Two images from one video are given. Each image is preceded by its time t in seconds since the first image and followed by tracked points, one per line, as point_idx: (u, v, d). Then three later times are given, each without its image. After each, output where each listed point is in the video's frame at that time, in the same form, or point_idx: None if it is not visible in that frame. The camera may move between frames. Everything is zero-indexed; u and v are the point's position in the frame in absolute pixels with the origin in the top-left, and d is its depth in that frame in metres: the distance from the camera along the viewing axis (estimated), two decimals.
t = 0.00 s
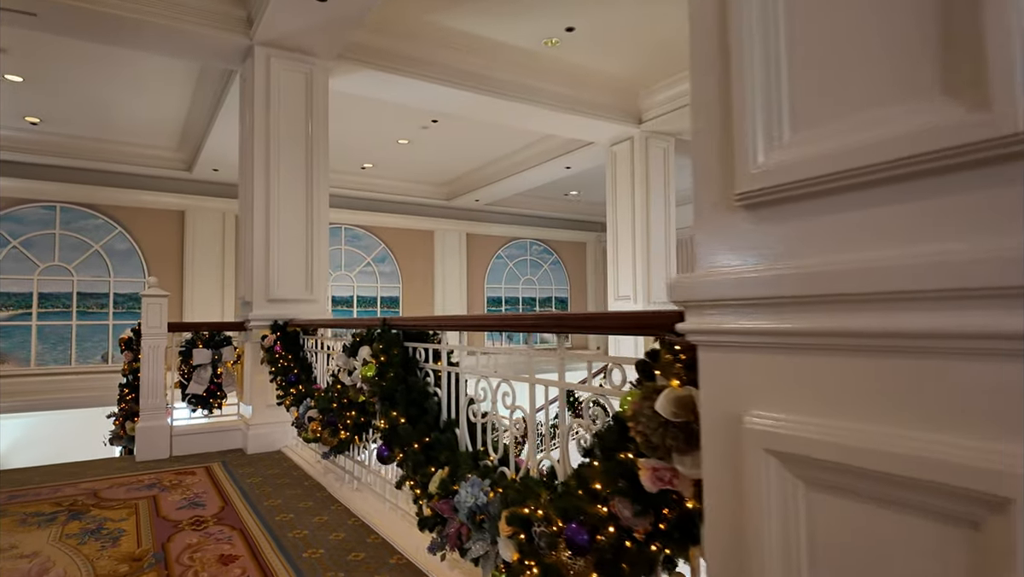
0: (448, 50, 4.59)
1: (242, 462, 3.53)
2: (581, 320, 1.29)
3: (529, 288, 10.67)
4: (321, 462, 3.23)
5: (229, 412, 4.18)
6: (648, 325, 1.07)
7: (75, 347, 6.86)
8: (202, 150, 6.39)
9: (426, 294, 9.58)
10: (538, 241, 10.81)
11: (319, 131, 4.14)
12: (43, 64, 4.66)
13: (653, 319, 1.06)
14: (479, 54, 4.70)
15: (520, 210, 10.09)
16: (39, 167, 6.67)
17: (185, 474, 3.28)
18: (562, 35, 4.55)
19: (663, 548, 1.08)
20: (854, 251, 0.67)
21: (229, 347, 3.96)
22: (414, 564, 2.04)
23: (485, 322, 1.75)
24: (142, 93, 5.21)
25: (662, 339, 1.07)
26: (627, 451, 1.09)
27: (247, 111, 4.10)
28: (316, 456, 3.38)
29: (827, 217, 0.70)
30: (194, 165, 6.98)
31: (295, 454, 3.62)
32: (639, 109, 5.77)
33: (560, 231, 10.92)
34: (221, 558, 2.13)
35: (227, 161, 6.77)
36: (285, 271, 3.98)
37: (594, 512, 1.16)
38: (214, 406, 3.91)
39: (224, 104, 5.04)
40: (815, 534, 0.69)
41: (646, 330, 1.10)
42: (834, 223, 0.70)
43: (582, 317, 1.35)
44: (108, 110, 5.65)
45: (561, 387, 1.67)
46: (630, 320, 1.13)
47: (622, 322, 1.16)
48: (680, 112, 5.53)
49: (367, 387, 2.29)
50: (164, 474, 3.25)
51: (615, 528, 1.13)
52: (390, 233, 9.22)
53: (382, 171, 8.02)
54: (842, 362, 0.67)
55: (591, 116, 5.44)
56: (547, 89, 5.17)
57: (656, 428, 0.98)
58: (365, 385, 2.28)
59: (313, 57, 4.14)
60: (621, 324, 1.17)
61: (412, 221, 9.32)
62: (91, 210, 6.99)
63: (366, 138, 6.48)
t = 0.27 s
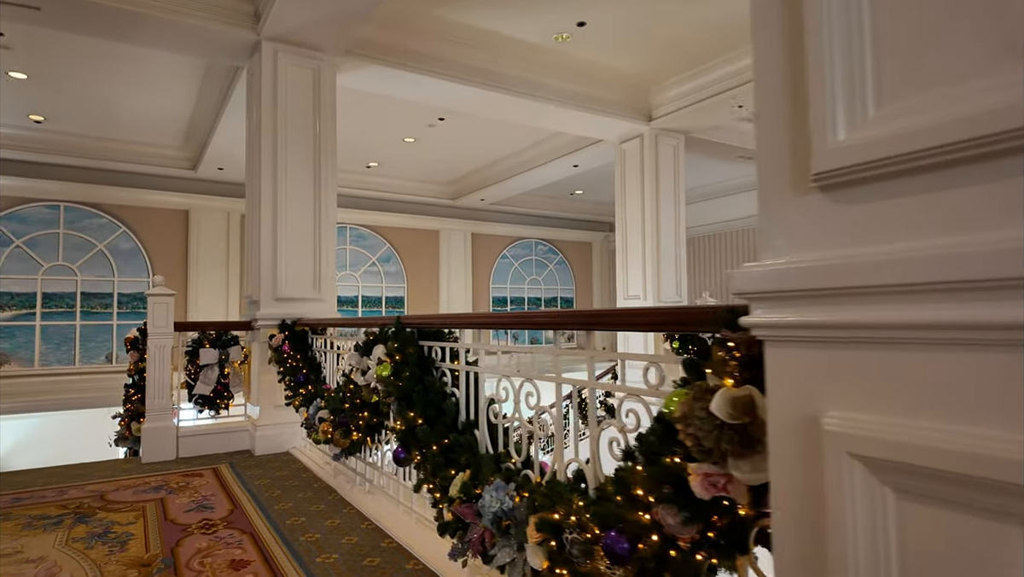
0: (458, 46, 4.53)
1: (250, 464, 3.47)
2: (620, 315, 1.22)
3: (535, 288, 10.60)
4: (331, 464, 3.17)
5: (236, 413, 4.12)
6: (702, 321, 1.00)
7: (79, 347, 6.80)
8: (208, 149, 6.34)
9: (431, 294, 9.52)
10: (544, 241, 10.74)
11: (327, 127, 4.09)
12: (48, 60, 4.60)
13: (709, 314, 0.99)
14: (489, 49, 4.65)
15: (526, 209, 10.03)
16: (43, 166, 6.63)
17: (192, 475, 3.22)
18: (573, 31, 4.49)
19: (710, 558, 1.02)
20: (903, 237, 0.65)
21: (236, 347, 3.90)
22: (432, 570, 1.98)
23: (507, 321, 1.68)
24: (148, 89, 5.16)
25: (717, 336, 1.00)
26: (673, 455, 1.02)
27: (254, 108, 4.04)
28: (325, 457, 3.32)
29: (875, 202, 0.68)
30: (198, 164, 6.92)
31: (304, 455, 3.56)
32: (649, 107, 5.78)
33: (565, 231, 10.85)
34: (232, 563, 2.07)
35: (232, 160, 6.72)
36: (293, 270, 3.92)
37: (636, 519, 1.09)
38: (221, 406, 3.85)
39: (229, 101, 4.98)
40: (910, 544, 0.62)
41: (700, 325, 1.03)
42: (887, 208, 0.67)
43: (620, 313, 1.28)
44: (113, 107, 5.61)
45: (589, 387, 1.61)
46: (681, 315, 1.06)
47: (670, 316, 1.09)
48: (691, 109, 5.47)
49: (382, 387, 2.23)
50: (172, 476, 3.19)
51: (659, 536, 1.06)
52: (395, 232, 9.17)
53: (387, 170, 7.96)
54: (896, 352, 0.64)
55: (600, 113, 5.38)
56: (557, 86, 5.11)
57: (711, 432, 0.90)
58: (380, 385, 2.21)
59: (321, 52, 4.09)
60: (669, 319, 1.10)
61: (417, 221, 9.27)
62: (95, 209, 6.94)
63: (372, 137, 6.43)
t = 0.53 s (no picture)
0: (468, 43, 4.47)
1: (259, 468, 3.41)
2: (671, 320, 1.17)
3: (540, 289, 10.53)
4: (342, 468, 3.11)
5: (243, 416, 4.06)
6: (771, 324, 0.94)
7: (83, 348, 6.74)
8: (213, 148, 6.29)
9: (436, 295, 9.45)
10: (549, 241, 10.67)
11: (335, 126, 4.03)
12: (53, 58, 4.55)
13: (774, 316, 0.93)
14: (499, 47, 4.59)
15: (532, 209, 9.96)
16: (47, 165, 6.57)
17: (200, 480, 3.16)
18: (584, 28, 4.42)
19: None
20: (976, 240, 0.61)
21: (244, 349, 3.84)
22: None
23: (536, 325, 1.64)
24: (153, 87, 5.11)
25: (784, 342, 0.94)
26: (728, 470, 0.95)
27: (261, 106, 3.98)
28: (336, 461, 3.27)
29: (968, 200, 0.62)
30: (203, 164, 6.87)
31: (313, 458, 3.50)
32: (660, 105, 5.71)
33: (571, 231, 10.77)
34: (245, 573, 2.01)
35: (237, 159, 6.66)
36: (301, 270, 3.85)
37: (685, 536, 1.02)
38: (229, 409, 3.79)
39: (236, 100, 4.92)
40: None
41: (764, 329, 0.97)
42: (970, 207, 0.62)
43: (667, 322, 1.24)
44: (119, 106, 5.56)
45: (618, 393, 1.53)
46: (740, 319, 1.01)
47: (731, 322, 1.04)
48: (702, 107, 5.41)
49: (398, 391, 2.16)
50: (179, 481, 3.13)
51: (710, 556, 0.98)
52: (400, 232, 9.11)
53: (393, 170, 7.90)
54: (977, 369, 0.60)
55: (610, 112, 5.33)
56: (566, 83, 5.05)
57: (775, 446, 0.85)
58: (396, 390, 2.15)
59: (329, 49, 4.02)
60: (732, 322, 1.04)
61: (422, 221, 9.21)
62: (99, 209, 6.90)
63: (378, 136, 6.37)
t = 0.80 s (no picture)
0: (476, 39, 4.40)
1: (264, 473, 3.33)
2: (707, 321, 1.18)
3: (544, 289, 10.44)
4: (349, 474, 3.03)
5: (247, 419, 3.98)
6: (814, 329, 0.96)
7: (83, 349, 6.66)
8: (216, 146, 6.21)
9: (439, 295, 9.36)
10: (553, 241, 10.58)
11: (342, 122, 3.96)
12: (53, 54, 4.47)
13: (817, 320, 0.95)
14: (508, 43, 4.52)
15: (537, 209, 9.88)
16: (47, 164, 6.49)
17: (204, 486, 3.09)
18: (594, 23, 4.34)
19: None
20: None
21: (249, 351, 3.77)
22: None
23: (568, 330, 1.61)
24: (154, 84, 5.03)
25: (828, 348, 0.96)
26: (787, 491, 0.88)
27: (266, 104, 3.90)
28: (342, 466, 3.19)
29: None
30: (205, 163, 6.80)
31: (319, 463, 3.43)
32: (670, 103, 5.63)
33: (575, 231, 10.68)
34: None
35: (239, 158, 6.58)
36: (307, 270, 3.78)
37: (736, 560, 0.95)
38: (232, 413, 3.72)
39: (239, 97, 4.84)
40: None
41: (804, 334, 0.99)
42: None
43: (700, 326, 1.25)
44: (119, 103, 5.48)
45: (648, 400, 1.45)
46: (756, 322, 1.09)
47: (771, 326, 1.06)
48: (713, 104, 5.32)
49: (411, 396, 2.07)
50: (183, 486, 3.06)
51: None
52: (404, 232, 9.02)
53: (396, 169, 7.82)
54: None
55: (618, 109, 5.26)
56: (575, 80, 4.98)
57: (848, 466, 0.77)
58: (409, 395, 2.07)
59: (335, 45, 3.95)
60: (772, 327, 1.06)
61: (426, 220, 9.13)
62: (100, 208, 6.82)
63: (383, 134, 6.29)
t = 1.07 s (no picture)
0: (481, 34, 4.31)
1: (266, 478, 3.24)
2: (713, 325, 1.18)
3: (546, 289, 10.35)
4: (354, 479, 2.94)
5: (247, 422, 3.90)
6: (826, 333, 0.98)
7: (81, 350, 6.56)
8: (216, 145, 6.13)
9: (441, 295, 9.26)
10: (555, 241, 10.50)
11: (344, 119, 3.87)
12: (50, 49, 4.38)
13: (831, 323, 0.97)
14: (513, 38, 4.43)
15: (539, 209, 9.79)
16: (44, 162, 6.40)
17: (203, 492, 3.00)
18: (602, 18, 4.25)
19: None
20: None
21: (249, 352, 3.67)
22: None
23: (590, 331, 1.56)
24: (153, 80, 4.95)
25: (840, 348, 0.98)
26: (857, 513, 0.81)
27: (267, 99, 3.81)
28: (347, 471, 3.10)
29: None
30: (205, 161, 6.71)
31: (322, 467, 3.34)
32: (677, 99, 5.55)
33: (577, 230, 10.60)
34: None
35: (239, 156, 6.50)
36: (309, 269, 3.69)
37: None
38: (233, 416, 3.63)
39: (239, 94, 4.75)
40: None
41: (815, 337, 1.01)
42: None
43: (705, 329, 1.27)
44: (118, 101, 5.39)
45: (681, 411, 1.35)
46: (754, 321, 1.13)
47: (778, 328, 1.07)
48: (722, 100, 5.23)
49: (422, 401, 1.97)
50: (182, 493, 2.97)
51: None
52: (405, 232, 8.93)
53: (397, 167, 7.73)
54: None
55: (625, 106, 5.17)
56: (581, 76, 4.90)
57: (935, 489, 0.71)
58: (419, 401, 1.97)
59: (338, 40, 3.86)
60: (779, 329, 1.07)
61: (427, 220, 9.05)
62: (98, 207, 6.73)
63: (385, 132, 6.21)
